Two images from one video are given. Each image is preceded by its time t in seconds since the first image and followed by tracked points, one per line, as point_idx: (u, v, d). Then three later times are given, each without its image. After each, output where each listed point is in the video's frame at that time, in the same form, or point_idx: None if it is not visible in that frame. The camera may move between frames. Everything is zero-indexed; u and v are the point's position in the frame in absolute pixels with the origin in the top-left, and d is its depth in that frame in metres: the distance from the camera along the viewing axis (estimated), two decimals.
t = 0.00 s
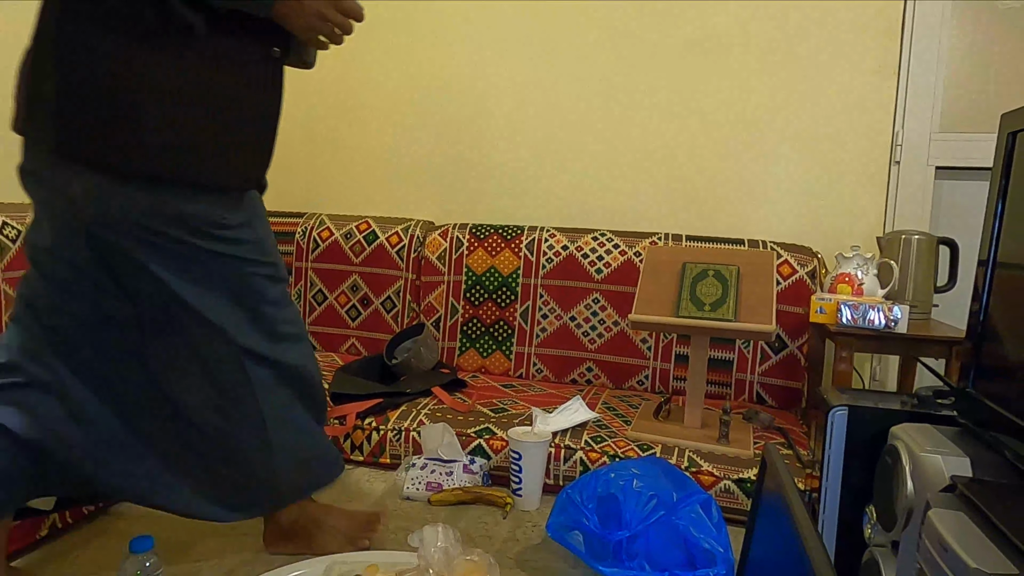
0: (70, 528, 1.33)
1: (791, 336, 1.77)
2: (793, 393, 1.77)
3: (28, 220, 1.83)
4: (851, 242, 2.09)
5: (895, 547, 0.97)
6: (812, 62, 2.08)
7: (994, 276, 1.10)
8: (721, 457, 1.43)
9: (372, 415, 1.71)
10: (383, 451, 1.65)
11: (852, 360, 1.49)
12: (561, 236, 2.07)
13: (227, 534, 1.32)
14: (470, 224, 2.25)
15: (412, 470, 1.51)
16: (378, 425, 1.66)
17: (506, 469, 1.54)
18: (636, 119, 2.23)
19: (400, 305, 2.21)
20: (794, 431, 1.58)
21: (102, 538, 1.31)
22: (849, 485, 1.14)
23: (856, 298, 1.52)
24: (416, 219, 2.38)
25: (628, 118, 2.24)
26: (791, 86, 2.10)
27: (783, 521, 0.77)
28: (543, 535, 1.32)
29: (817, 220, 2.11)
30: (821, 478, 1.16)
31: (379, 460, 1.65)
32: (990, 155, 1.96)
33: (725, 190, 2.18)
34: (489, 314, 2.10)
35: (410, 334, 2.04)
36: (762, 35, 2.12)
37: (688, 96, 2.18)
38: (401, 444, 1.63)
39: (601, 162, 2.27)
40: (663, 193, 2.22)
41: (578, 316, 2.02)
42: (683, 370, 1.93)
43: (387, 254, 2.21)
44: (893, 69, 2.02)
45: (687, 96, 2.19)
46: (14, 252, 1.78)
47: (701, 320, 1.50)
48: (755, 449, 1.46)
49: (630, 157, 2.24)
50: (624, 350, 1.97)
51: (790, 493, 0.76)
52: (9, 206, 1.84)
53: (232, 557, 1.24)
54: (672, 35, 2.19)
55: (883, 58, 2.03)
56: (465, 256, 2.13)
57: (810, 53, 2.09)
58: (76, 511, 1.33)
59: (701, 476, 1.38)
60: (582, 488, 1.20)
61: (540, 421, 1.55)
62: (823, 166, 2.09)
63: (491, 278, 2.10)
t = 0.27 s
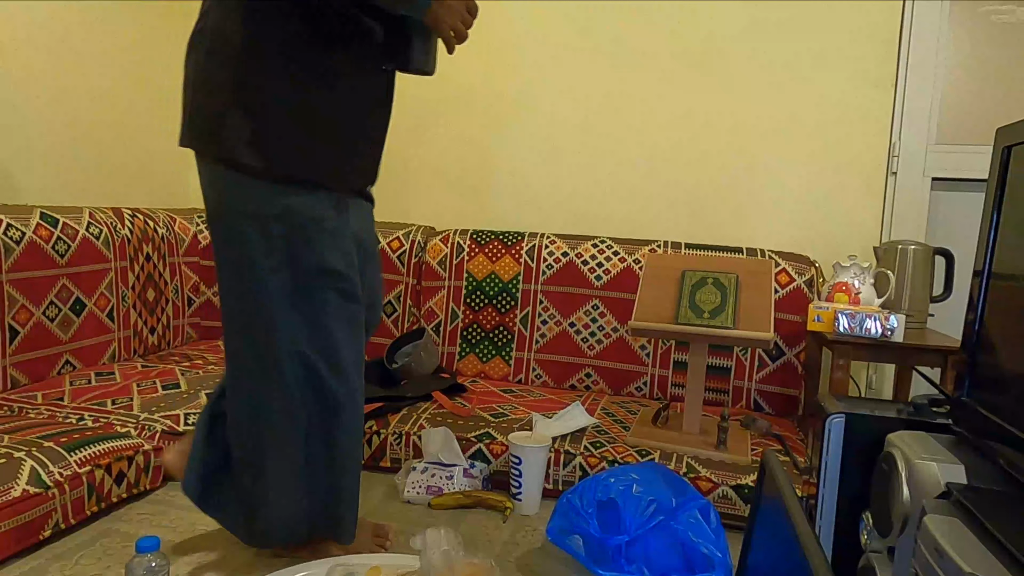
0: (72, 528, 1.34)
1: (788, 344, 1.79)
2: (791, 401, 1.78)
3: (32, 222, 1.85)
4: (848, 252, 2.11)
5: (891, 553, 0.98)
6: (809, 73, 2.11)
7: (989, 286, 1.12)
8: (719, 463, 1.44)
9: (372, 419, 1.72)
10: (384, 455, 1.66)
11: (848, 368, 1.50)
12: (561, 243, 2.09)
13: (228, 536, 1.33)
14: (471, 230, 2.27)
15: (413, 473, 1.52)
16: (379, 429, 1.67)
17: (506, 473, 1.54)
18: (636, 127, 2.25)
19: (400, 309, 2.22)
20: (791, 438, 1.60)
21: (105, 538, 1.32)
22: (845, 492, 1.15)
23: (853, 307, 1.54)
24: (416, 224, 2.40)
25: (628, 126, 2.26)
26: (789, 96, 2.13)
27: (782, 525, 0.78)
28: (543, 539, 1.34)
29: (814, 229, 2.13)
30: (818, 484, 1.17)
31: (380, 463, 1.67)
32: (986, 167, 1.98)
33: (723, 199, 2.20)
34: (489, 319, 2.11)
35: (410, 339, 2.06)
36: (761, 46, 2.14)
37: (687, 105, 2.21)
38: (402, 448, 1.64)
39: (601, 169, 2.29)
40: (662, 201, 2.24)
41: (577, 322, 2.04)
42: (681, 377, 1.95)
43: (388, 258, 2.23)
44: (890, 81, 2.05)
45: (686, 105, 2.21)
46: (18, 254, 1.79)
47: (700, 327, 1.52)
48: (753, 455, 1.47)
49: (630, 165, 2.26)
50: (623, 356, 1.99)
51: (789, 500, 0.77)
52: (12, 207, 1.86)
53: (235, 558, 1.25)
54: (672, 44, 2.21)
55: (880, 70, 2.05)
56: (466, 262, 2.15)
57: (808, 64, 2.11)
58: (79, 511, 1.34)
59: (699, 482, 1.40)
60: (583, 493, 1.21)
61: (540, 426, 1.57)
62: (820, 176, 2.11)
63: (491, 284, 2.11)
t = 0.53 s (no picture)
0: (67, 525, 1.34)
1: (776, 341, 1.82)
2: (778, 397, 1.82)
3: (23, 219, 1.84)
4: (834, 251, 2.14)
5: (877, 544, 1.01)
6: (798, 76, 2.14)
7: (972, 284, 1.14)
8: (709, 458, 1.47)
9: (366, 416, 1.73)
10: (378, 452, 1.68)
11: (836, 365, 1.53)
12: (553, 242, 2.11)
13: (224, 531, 1.34)
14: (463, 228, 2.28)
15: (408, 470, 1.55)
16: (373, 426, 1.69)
17: (499, 469, 1.55)
18: (627, 127, 2.27)
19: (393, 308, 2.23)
20: (778, 434, 1.63)
21: (100, 535, 1.32)
22: (832, 485, 1.18)
23: (839, 305, 1.57)
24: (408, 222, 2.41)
25: (619, 126, 2.28)
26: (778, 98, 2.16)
27: (775, 516, 0.81)
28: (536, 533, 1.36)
29: (801, 229, 2.16)
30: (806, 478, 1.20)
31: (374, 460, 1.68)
32: (969, 169, 2.03)
33: (712, 198, 2.23)
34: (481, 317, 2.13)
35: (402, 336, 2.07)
36: (751, 48, 2.17)
37: (678, 105, 2.23)
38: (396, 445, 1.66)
39: (592, 169, 2.31)
40: (653, 200, 2.26)
41: (569, 320, 2.06)
42: (671, 374, 1.98)
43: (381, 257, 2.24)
44: (876, 84, 2.09)
45: (677, 105, 2.23)
46: (10, 251, 1.78)
47: (691, 325, 1.55)
48: (742, 450, 1.50)
49: (621, 165, 2.28)
50: (614, 354, 2.02)
51: (781, 496, 0.80)
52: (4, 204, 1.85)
53: (231, 554, 1.26)
54: (663, 46, 2.24)
55: (867, 73, 2.09)
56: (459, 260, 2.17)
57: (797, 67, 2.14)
58: (74, 508, 1.34)
59: (689, 477, 1.42)
60: (576, 486, 1.23)
61: (532, 423, 1.59)
62: (808, 176, 2.15)
63: (483, 282, 2.13)
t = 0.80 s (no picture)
0: (53, 520, 1.34)
1: (761, 342, 1.84)
2: (762, 397, 1.84)
3: (9, 212, 1.82)
4: (820, 253, 2.17)
5: (857, 542, 1.04)
6: (786, 79, 2.16)
7: (953, 288, 1.17)
8: (694, 457, 1.49)
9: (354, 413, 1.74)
10: (366, 449, 1.68)
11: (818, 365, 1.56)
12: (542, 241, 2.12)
13: (212, 528, 1.35)
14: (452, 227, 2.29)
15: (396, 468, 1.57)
16: (361, 423, 1.70)
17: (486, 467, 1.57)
18: (617, 128, 2.29)
19: (381, 305, 2.24)
20: (763, 433, 1.66)
21: (87, 531, 1.32)
22: (813, 484, 1.21)
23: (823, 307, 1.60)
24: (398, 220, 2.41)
25: (609, 127, 2.29)
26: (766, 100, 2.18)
27: (759, 515, 0.83)
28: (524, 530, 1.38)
29: (787, 231, 2.19)
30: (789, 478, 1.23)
31: (361, 457, 1.69)
32: (952, 174, 2.06)
33: (700, 200, 2.25)
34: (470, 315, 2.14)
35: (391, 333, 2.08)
36: (740, 51, 2.19)
37: (668, 107, 2.25)
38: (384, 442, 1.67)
39: (582, 168, 2.33)
40: (641, 200, 2.28)
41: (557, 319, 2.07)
42: (658, 373, 2.00)
43: (370, 254, 2.24)
44: (862, 89, 2.11)
45: (667, 107, 2.25)
46: None
47: (678, 325, 1.57)
48: (727, 449, 1.52)
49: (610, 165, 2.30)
50: (602, 353, 2.03)
51: (764, 496, 0.82)
52: None
53: (219, 550, 1.27)
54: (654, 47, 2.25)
55: (854, 78, 2.12)
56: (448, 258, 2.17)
57: (785, 70, 2.16)
58: (61, 503, 1.33)
59: (675, 475, 1.44)
60: (565, 485, 1.28)
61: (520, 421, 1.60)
62: (796, 179, 2.17)
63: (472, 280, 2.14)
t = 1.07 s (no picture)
0: (54, 516, 1.34)
1: (764, 345, 1.84)
2: (764, 400, 1.84)
3: (12, 207, 1.83)
4: (823, 257, 2.17)
5: (858, 549, 1.03)
6: (792, 81, 2.16)
7: (957, 293, 1.16)
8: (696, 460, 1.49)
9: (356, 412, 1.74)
10: (366, 448, 1.68)
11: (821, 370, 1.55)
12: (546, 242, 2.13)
13: (212, 525, 1.35)
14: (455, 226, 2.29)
15: (396, 467, 1.57)
16: (362, 422, 1.70)
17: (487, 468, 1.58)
18: (621, 129, 2.29)
19: (383, 303, 2.24)
20: (764, 437, 1.66)
21: (87, 527, 1.32)
22: (815, 489, 1.20)
23: (827, 311, 1.59)
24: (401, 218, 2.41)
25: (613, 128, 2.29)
26: (771, 103, 2.17)
27: (761, 523, 0.82)
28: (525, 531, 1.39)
29: (791, 234, 2.18)
30: (790, 483, 1.22)
31: (362, 456, 1.69)
32: (957, 179, 2.06)
33: (703, 202, 2.24)
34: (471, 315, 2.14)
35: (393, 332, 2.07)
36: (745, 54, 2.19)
37: (673, 109, 2.24)
38: (385, 441, 1.67)
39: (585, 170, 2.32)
40: (645, 202, 2.28)
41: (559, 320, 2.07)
42: (660, 375, 1.99)
43: (373, 252, 2.24)
44: (867, 93, 2.11)
45: (671, 108, 2.24)
46: None
47: (681, 328, 1.56)
48: (728, 453, 1.52)
49: (614, 167, 2.30)
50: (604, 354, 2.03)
51: (766, 502, 0.82)
52: None
53: (219, 548, 1.27)
54: (659, 48, 2.24)
55: (859, 81, 2.11)
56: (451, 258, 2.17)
57: (791, 73, 2.16)
58: (61, 499, 1.34)
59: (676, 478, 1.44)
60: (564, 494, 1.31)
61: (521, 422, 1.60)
62: (800, 182, 2.17)
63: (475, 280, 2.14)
